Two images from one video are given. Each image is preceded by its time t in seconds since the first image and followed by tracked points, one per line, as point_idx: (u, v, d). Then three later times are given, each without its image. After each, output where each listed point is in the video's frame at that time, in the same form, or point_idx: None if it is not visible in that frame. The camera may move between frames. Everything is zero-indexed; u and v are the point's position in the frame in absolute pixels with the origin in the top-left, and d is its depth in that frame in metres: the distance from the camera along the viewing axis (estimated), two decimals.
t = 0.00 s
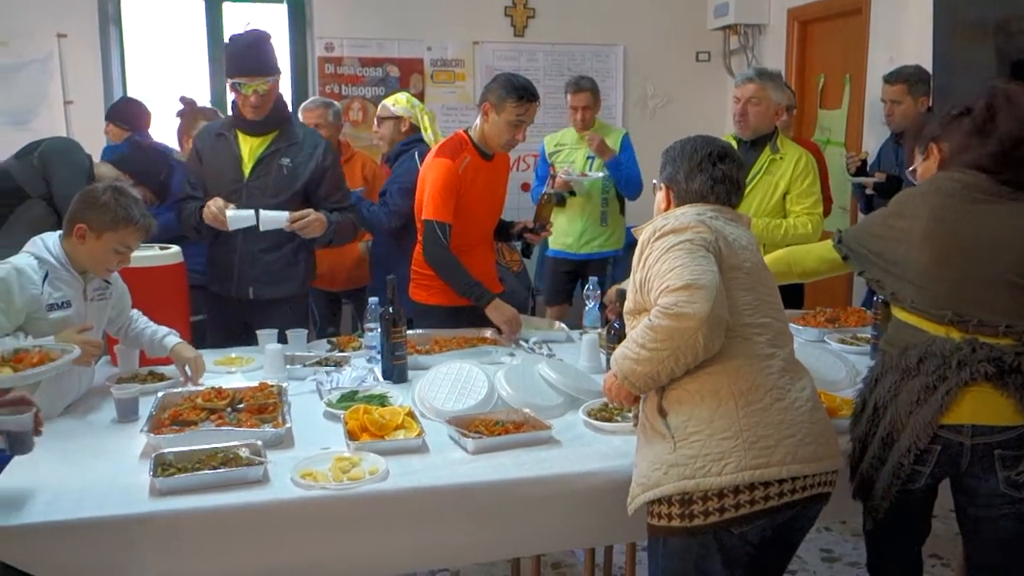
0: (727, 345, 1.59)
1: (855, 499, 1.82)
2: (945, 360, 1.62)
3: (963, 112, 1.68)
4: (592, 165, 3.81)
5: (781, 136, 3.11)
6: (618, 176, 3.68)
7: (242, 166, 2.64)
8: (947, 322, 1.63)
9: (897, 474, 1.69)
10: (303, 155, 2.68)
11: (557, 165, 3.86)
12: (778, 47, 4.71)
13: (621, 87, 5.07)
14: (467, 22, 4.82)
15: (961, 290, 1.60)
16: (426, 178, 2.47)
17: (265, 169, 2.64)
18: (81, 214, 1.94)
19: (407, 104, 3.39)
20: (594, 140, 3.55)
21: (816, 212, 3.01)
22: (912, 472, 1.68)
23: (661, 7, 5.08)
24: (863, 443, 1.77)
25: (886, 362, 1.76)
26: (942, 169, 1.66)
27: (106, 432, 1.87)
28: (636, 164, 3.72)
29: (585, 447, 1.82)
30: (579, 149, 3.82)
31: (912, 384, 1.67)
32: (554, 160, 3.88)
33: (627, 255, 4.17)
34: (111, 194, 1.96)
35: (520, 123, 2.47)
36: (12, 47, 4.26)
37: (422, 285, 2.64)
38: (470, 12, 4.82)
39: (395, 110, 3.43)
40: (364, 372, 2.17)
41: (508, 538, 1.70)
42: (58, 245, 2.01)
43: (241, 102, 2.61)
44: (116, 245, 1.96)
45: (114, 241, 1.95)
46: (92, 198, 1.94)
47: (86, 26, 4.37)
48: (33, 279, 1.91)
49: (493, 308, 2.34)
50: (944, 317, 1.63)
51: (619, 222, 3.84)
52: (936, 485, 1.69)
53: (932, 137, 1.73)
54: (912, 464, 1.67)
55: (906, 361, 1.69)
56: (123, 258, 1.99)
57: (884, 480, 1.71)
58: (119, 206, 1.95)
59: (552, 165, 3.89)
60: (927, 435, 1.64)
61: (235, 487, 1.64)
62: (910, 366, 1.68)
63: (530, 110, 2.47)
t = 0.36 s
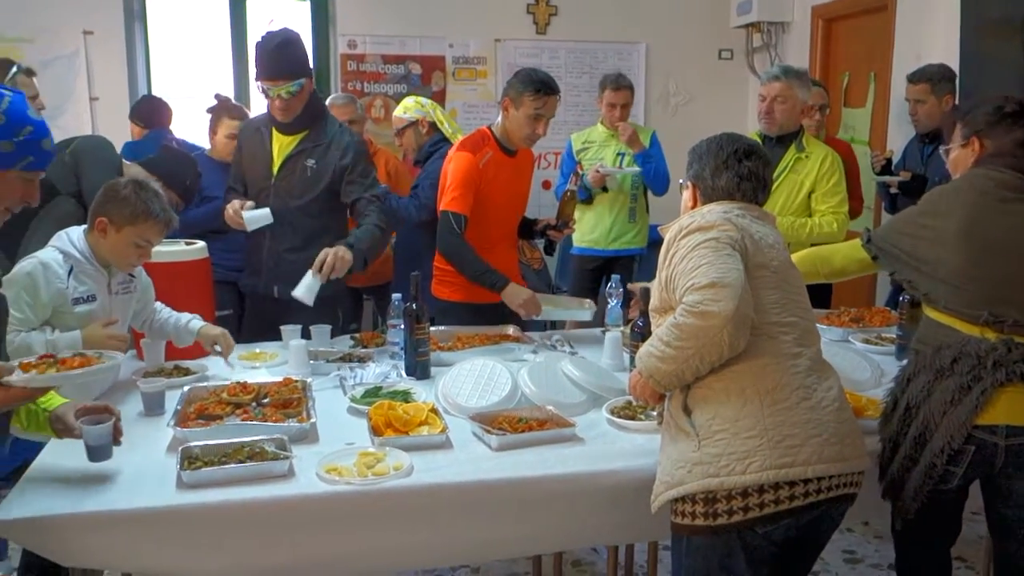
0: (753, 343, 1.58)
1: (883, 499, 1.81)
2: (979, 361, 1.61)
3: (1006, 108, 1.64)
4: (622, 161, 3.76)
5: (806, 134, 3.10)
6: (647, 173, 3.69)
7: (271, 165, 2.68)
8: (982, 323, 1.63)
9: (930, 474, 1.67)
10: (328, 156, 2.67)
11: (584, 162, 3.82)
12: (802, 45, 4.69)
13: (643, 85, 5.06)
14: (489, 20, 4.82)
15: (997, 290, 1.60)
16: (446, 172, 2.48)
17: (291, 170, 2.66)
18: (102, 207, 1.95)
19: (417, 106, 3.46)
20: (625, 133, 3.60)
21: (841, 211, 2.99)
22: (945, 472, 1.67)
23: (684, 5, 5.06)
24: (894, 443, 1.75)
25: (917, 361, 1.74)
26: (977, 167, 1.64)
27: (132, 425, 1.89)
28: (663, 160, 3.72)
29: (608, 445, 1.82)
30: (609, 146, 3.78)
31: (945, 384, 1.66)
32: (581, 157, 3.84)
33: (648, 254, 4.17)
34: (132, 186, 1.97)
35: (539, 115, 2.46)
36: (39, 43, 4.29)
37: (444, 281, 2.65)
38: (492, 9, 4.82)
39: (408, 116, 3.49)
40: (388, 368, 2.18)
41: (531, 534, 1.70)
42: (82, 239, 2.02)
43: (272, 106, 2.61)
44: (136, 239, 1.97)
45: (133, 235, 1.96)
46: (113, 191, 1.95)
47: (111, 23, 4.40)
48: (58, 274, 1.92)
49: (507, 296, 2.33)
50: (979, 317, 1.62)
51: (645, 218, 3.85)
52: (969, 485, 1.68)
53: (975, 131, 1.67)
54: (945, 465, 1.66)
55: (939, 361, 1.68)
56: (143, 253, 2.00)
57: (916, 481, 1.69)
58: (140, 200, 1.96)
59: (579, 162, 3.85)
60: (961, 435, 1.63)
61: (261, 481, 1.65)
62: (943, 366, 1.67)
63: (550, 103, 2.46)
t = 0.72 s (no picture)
0: (781, 342, 1.58)
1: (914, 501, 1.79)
2: (1019, 363, 1.59)
3: None
4: (648, 160, 3.76)
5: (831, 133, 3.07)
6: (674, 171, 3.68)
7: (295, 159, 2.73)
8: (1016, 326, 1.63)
9: (966, 478, 1.66)
10: (335, 156, 2.62)
11: (611, 160, 3.80)
12: (828, 44, 4.67)
13: (668, 83, 5.04)
14: (514, 17, 4.82)
15: None
16: (474, 165, 2.49)
17: (304, 170, 2.68)
18: (103, 197, 1.94)
19: (445, 105, 3.45)
20: (656, 132, 3.62)
21: (867, 212, 2.97)
22: (982, 476, 1.66)
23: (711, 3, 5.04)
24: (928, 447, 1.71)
25: (952, 364, 1.72)
26: (1014, 167, 1.63)
27: (160, 417, 1.90)
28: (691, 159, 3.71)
29: (633, 443, 1.82)
30: (636, 144, 3.77)
31: (983, 387, 1.64)
32: (608, 155, 3.82)
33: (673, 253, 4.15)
34: (131, 174, 1.95)
35: (559, 104, 2.46)
36: (66, 39, 4.33)
37: (472, 277, 2.67)
38: (517, 6, 4.81)
39: (436, 116, 3.48)
40: (412, 364, 2.19)
41: (556, 532, 1.70)
42: (87, 231, 2.04)
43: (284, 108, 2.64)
44: (139, 226, 1.96)
45: (136, 223, 1.95)
46: (111, 180, 1.93)
47: (139, 19, 4.43)
48: (72, 265, 1.94)
49: (548, 266, 2.27)
50: (1014, 320, 1.63)
51: (673, 216, 3.85)
52: (1005, 488, 1.67)
53: (1015, 129, 1.67)
54: (983, 468, 1.65)
55: (977, 364, 1.66)
56: (148, 239, 1.99)
57: (951, 485, 1.67)
58: (139, 186, 1.94)
59: (605, 160, 3.83)
60: (1000, 438, 1.61)
61: (288, 475, 1.66)
62: (981, 369, 1.65)
63: (568, 91, 2.45)
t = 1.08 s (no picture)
0: (809, 346, 1.56)
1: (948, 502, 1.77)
2: None
3: None
4: (674, 157, 3.75)
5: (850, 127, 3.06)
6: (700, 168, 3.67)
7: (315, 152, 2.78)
8: None
9: (1003, 481, 1.64)
10: (351, 146, 2.65)
11: (637, 156, 3.80)
12: (857, 40, 4.64)
13: (694, 79, 5.02)
14: (540, 13, 4.81)
15: None
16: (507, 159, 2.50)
17: (322, 163, 2.71)
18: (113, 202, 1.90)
19: (478, 103, 3.60)
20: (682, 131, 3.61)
21: (884, 210, 2.94)
22: (1019, 480, 1.63)
23: None
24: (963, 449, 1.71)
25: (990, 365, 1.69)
26: None
27: (190, 411, 1.92)
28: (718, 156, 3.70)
29: (660, 441, 1.81)
30: (663, 140, 3.76)
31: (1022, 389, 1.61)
32: (633, 152, 3.82)
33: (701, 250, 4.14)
34: (139, 175, 1.92)
35: (586, 98, 2.45)
36: (97, 36, 4.37)
37: (500, 274, 2.68)
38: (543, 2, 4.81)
39: (469, 112, 3.62)
40: (438, 360, 2.20)
41: (582, 529, 1.70)
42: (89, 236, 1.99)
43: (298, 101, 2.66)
44: (151, 228, 1.95)
45: (148, 226, 1.94)
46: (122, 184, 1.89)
47: (169, 16, 4.47)
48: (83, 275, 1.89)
49: (585, 253, 2.28)
50: None
51: (697, 213, 3.82)
52: None
53: None
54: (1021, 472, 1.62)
55: (1016, 366, 1.63)
56: (158, 241, 1.98)
57: (987, 488, 1.65)
58: (149, 188, 1.91)
59: (631, 157, 3.83)
60: None
61: (317, 469, 1.67)
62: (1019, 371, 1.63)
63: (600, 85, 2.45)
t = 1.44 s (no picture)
0: (824, 364, 1.47)
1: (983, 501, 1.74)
2: None
3: None
4: (700, 154, 3.74)
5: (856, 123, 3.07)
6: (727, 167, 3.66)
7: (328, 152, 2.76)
8: None
9: None
10: (373, 138, 2.67)
11: (662, 154, 3.79)
12: (887, 36, 4.59)
13: (721, 76, 5.00)
14: (566, 10, 4.80)
15: None
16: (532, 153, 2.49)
17: (340, 157, 2.71)
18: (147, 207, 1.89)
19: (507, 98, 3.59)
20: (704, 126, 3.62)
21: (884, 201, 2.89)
22: None
23: None
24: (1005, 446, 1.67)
25: None
26: None
27: (220, 406, 1.94)
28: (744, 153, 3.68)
29: (687, 439, 1.81)
30: (688, 137, 3.75)
31: None
32: (659, 149, 3.80)
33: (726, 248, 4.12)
34: (172, 181, 1.90)
35: (614, 91, 2.44)
36: (128, 36, 4.42)
37: (528, 271, 2.68)
38: None
39: (498, 108, 3.58)
40: (465, 357, 2.21)
41: (607, 527, 1.70)
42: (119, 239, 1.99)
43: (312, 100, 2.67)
44: (183, 235, 1.94)
45: (181, 233, 1.93)
46: (155, 189, 1.88)
47: (198, 16, 4.51)
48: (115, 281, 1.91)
49: (606, 231, 2.32)
50: None
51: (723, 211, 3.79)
52: None
53: None
54: None
55: None
56: (189, 247, 1.98)
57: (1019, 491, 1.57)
58: (183, 195, 1.90)
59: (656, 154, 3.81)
60: None
61: (344, 464, 1.68)
62: None
63: (627, 78, 2.44)
